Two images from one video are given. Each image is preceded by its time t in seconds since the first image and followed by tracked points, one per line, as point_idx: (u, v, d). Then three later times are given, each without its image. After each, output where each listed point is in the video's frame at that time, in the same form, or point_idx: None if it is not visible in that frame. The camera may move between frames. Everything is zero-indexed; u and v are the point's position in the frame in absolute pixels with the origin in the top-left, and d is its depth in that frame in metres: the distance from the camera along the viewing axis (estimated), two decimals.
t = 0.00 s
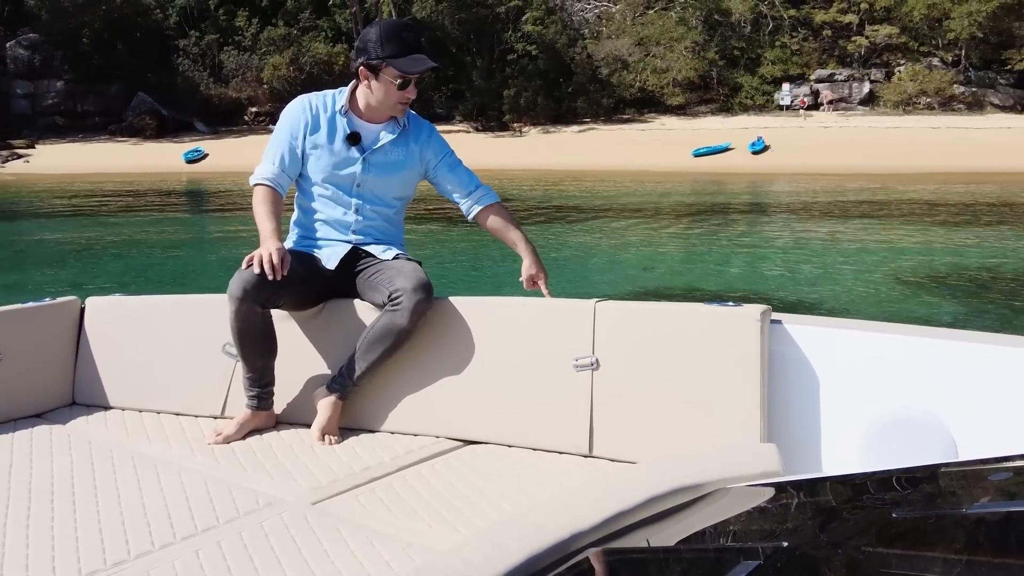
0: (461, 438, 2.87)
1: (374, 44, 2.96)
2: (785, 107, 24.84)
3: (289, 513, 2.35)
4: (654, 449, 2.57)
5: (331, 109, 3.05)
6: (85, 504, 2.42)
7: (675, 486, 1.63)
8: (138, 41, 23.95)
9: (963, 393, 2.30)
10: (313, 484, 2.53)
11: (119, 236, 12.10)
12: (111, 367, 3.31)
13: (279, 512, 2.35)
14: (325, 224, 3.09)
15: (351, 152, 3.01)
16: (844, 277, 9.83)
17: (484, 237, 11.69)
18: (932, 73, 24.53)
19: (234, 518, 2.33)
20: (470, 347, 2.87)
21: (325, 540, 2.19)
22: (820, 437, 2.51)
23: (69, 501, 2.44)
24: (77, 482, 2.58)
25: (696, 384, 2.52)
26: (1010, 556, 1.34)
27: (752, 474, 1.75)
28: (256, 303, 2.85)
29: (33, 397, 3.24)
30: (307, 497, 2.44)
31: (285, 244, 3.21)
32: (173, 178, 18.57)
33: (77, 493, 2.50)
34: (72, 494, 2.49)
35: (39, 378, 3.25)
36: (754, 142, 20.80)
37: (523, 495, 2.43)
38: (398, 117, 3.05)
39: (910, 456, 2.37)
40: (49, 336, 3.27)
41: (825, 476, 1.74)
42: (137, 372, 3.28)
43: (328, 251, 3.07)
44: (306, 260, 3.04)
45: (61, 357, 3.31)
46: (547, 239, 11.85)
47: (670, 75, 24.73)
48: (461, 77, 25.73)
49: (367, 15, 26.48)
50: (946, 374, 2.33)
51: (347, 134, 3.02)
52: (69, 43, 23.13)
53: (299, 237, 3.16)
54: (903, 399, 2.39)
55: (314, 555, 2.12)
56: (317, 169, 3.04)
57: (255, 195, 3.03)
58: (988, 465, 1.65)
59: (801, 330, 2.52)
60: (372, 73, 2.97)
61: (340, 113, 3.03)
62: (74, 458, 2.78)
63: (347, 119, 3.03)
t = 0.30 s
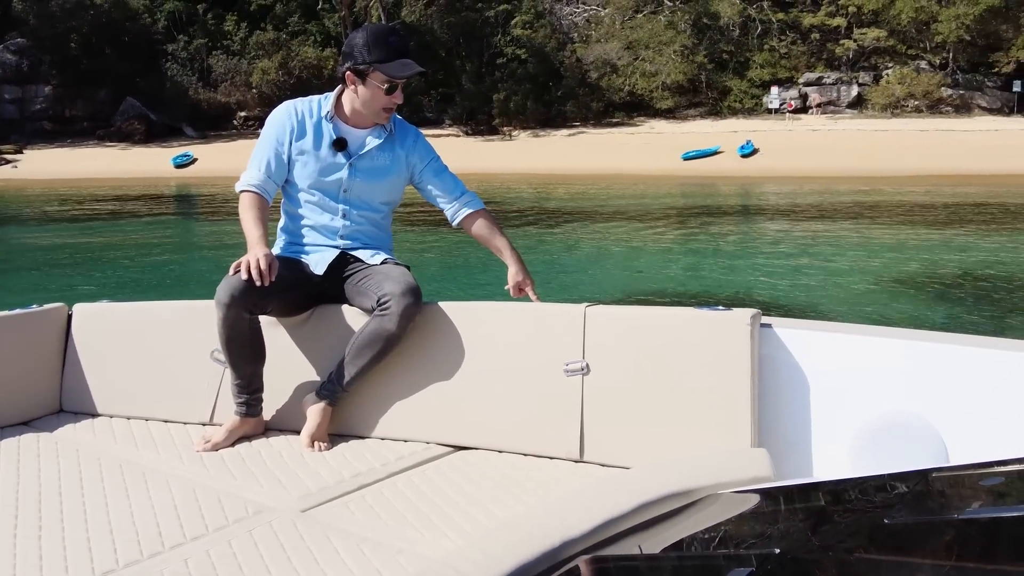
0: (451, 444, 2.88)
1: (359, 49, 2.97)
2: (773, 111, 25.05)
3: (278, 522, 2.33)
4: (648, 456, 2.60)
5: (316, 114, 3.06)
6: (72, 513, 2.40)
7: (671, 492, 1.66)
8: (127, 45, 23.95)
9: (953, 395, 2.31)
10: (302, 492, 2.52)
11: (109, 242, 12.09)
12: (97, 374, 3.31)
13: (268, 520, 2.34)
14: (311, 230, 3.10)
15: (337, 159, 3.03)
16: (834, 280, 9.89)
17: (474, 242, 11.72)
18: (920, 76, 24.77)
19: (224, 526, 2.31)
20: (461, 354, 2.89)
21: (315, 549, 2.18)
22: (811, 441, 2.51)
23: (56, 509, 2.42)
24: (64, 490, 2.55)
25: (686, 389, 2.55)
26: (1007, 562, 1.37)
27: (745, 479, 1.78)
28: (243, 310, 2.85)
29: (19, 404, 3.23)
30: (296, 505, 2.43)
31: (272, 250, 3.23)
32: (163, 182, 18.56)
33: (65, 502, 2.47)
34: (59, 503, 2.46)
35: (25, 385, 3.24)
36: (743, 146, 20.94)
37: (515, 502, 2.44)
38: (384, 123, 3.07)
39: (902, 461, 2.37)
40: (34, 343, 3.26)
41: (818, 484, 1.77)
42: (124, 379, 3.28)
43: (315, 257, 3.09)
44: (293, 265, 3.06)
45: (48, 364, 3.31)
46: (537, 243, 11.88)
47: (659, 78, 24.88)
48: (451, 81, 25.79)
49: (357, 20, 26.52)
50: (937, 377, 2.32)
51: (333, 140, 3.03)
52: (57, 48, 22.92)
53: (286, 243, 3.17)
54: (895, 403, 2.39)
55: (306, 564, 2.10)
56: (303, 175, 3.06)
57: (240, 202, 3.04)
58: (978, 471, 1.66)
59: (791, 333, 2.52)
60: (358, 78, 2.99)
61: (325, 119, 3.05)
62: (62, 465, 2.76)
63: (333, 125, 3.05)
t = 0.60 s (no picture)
0: (444, 447, 2.89)
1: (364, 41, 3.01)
2: (764, 114, 25.13)
3: (271, 527, 2.33)
4: (641, 459, 2.62)
5: (307, 117, 3.07)
6: (63, 520, 2.38)
7: (669, 495, 1.63)
8: (116, 50, 23.88)
9: (946, 396, 2.33)
10: (294, 498, 2.52)
11: (98, 247, 12.04)
12: (87, 379, 3.30)
13: (261, 526, 2.34)
14: (303, 233, 3.11)
15: (329, 161, 3.03)
16: (824, 282, 9.94)
17: (465, 245, 11.72)
18: (909, 79, 24.92)
19: (216, 532, 2.31)
20: (455, 357, 2.89)
21: (308, 554, 2.18)
22: (805, 442, 2.52)
23: (47, 516, 2.41)
24: (54, 497, 2.54)
25: (680, 392, 2.56)
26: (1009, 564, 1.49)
27: (740, 483, 1.73)
28: (234, 315, 2.86)
29: (9, 410, 3.22)
30: (289, 510, 2.43)
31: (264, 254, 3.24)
32: (153, 187, 18.50)
33: (54, 509, 2.46)
34: (49, 509, 2.45)
35: (15, 391, 3.23)
36: (734, 149, 21.00)
37: (507, 506, 2.45)
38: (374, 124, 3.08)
39: (896, 463, 2.39)
40: (23, 349, 3.25)
41: (816, 485, 1.79)
42: (114, 384, 3.28)
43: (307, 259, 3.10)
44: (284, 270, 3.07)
45: (37, 369, 3.30)
46: (529, 246, 11.89)
47: (650, 82, 24.94)
48: (442, 85, 25.77)
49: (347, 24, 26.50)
50: (927, 378, 2.34)
51: (324, 142, 3.04)
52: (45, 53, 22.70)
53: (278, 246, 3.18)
54: (888, 405, 2.41)
55: (298, 570, 2.10)
56: (294, 177, 3.06)
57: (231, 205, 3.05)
58: (972, 472, 1.73)
59: (786, 335, 2.54)
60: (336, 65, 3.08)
61: (316, 121, 3.06)
62: (51, 472, 2.75)
63: (324, 127, 3.05)
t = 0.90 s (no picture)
0: (440, 448, 2.92)
1: (356, 37, 3.05)
2: (756, 115, 25.26)
3: (265, 530, 2.36)
4: (637, 459, 2.65)
5: (300, 113, 3.10)
6: (56, 524, 2.40)
7: (669, 496, 1.67)
8: (109, 53, 23.87)
9: (938, 396, 2.36)
10: (290, 500, 2.54)
11: (91, 250, 12.03)
12: (79, 381, 3.32)
13: (255, 529, 2.36)
14: (296, 232, 3.14)
15: (323, 158, 3.06)
16: (816, 282, 10.00)
17: (458, 247, 11.75)
18: (900, 80, 25.07)
19: (210, 535, 2.33)
20: (451, 359, 2.92)
21: (303, 557, 2.21)
22: (803, 443, 2.56)
23: (40, 520, 2.42)
24: (47, 501, 2.56)
25: (671, 393, 2.60)
26: (1004, 568, 1.54)
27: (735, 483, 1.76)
28: (227, 313, 2.87)
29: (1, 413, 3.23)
30: (284, 513, 2.45)
31: (256, 253, 3.25)
32: (146, 190, 18.49)
33: (47, 513, 2.47)
34: (43, 514, 2.46)
35: (7, 393, 3.25)
36: (726, 150, 21.09)
37: (501, 507, 2.48)
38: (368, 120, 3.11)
39: (892, 465, 2.41)
40: (16, 350, 3.27)
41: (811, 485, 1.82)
42: (106, 385, 3.30)
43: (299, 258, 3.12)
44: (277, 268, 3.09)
45: (29, 370, 3.32)
46: (522, 248, 11.93)
47: (643, 83, 25.03)
48: (435, 87, 25.77)
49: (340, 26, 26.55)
50: (920, 378, 2.38)
51: (317, 138, 3.07)
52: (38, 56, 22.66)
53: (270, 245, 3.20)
54: (883, 404, 2.44)
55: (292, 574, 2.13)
56: (287, 174, 3.08)
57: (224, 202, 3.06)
58: (969, 473, 1.74)
59: (781, 335, 2.58)
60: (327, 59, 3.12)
61: (310, 116, 3.09)
62: (44, 476, 2.76)
63: (317, 123, 3.09)
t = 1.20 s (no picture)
0: (439, 453, 2.90)
1: (353, 42, 3.02)
2: (753, 116, 25.25)
3: (264, 538, 2.34)
4: (639, 465, 2.62)
5: (299, 118, 3.08)
6: (54, 532, 2.37)
7: (669, 505, 1.63)
8: (104, 56, 23.81)
9: (940, 400, 2.35)
10: (289, 506, 2.52)
11: (88, 253, 11.99)
12: (78, 387, 3.30)
13: (255, 537, 2.35)
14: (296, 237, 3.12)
15: (322, 163, 3.04)
16: (815, 283, 9.99)
17: (456, 249, 11.73)
18: (897, 81, 25.07)
19: (209, 543, 2.31)
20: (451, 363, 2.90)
21: (303, 565, 2.19)
22: (803, 447, 2.54)
23: (38, 528, 2.40)
24: (46, 508, 2.54)
25: (672, 396, 2.58)
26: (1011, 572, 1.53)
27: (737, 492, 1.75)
28: (225, 319, 2.86)
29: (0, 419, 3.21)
30: (283, 520, 2.43)
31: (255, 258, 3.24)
32: (142, 193, 18.45)
33: (45, 520, 2.45)
34: (40, 521, 2.44)
35: (6, 399, 3.23)
36: (723, 151, 21.08)
37: (501, 513, 2.46)
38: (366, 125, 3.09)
39: (893, 473, 2.38)
40: (14, 356, 3.24)
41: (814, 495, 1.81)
42: (105, 390, 3.28)
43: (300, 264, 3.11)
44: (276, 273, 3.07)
45: (27, 375, 3.29)
46: (519, 250, 11.91)
47: (639, 85, 25.02)
48: (431, 89, 25.69)
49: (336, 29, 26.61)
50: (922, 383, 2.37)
51: (316, 144, 3.05)
52: (33, 59, 22.60)
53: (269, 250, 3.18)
54: (884, 407, 2.43)
55: None
56: (285, 180, 3.07)
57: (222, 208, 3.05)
58: (972, 482, 1.78)
59: (781, 339, 2.56)
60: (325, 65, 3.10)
61: (309, 122, 3.07)
62: (42, 482, 2.74)
63: (316, 128, 3.07)
